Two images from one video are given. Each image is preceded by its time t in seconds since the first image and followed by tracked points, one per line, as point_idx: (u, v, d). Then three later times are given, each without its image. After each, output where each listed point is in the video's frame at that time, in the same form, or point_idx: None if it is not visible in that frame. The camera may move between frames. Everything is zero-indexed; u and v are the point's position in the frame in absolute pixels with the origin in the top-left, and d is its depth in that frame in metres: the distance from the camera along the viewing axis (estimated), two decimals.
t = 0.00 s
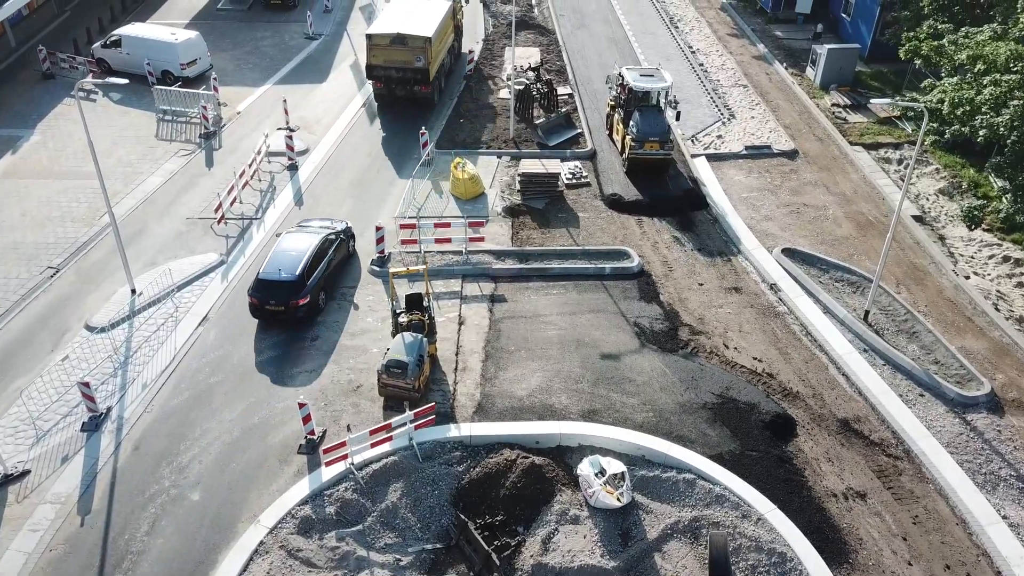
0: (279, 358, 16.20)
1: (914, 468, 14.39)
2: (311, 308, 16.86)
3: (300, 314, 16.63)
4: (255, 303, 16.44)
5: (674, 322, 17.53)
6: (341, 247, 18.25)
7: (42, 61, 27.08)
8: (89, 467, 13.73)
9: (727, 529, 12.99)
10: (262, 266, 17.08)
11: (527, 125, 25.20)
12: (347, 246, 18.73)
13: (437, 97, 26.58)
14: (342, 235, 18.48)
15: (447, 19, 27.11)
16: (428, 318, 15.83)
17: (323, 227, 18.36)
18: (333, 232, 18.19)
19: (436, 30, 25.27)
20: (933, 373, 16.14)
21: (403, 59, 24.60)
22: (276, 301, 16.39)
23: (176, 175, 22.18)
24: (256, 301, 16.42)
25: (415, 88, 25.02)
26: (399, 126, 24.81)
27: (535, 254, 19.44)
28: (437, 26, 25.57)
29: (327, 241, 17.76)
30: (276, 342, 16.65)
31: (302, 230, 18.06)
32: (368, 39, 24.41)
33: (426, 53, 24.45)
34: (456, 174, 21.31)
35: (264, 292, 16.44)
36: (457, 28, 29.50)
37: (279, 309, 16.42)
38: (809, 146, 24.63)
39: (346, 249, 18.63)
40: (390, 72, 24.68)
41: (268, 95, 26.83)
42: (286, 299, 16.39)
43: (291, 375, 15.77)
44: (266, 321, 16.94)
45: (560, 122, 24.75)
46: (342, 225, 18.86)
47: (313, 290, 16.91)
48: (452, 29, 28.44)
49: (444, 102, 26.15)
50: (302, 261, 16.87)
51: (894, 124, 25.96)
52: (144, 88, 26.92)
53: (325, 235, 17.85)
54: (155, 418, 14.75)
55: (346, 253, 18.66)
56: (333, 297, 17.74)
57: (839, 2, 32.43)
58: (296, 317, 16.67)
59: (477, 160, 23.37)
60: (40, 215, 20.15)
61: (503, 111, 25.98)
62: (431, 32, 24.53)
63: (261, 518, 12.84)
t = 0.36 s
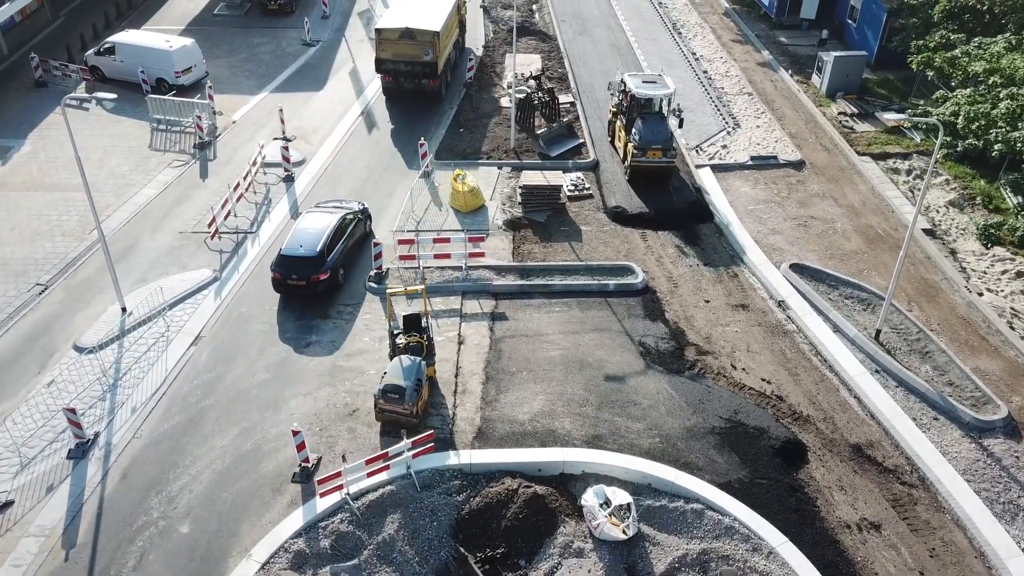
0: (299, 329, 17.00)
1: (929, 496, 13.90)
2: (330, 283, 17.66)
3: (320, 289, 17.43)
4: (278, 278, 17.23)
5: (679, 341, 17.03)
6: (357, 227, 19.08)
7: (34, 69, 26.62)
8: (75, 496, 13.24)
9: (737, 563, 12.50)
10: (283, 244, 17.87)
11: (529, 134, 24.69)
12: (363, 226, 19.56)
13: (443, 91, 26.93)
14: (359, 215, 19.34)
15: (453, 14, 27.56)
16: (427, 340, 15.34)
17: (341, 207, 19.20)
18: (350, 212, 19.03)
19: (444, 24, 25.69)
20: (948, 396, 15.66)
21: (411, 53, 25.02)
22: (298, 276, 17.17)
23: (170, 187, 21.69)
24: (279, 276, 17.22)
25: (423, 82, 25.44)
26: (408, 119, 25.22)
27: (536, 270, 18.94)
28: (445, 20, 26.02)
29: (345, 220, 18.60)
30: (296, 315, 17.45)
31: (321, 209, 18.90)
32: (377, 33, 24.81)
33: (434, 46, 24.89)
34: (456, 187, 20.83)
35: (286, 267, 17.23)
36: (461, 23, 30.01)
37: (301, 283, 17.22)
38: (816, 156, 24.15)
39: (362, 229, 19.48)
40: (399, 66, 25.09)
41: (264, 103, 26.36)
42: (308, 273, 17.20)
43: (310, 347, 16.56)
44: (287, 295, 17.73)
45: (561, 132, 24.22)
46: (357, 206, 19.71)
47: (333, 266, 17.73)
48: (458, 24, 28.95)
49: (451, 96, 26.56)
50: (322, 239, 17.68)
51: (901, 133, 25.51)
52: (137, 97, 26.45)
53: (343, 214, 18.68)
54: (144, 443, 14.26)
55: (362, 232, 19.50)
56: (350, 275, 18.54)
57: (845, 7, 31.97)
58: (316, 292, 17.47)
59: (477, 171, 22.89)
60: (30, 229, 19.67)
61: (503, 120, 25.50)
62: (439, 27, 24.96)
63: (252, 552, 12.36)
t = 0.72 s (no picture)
0: (319, 305, 17.73)
1: (948, 528, 13.38)
2: (348, 262, 18.36)
3: (338, 267, 18.13)
4: (298, 256, 17.94)
5: (687, 361, 16.52)
6: (373, 208, 19.76)
7: (26, 76, 26.10)
8: (60, 528, 12.72)
9: None
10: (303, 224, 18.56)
11: (531, 144, 24.20)
12: (378, 208, 20.24)
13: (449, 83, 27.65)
14: (374, 197, 20.02)
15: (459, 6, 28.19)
16: (427, 363, 14.81)
17: (357, 189, 19.86)
18: (366, 193, 19.70)
19: (451, 18, 26.33)
20: (965, 420, 15.16)
21: (419, 46, 25.71)
22: (317, 254, 17.88)
23: (163, 199, 21.18)
24: (299, 255, 17.93)
25: (430, 74, 26.15)
26: (416, 110, 25.92)
27: (538, 286, 18.39)
28: (451, 14, 26.67)
29: (362, 201, 19.27)
30: (315, 292, 18.17)
31: (339, 191, 19.58)
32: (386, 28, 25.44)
33: (442, 40, 25.56)
34: (456, 200, 20.33)
35: (306, 246, 17.94)
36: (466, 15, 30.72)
37: (320, 262, 17.93)
38: (823, 166, 23.66)
39: (377, 210, 20.16)
40: (407, 59, 25.78)
41: (260, 111, 25.86)
42: (327, 252, 17.90)
43: (329, 321, 17.30)
44: (306, 274, 18.43)
45: (564, 141, 23.70)
46: (373, 188, 20.39)
47: (351, 245, 18.42)
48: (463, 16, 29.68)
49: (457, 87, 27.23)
50: (341, 219, 18.36)
51: (910, 142, 25.03)
52: (131, 104, 25.94)
53: (359, 195, 19.34)
54: (133, 471, 13.74)
55: (377, 214, 20.18)
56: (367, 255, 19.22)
57: (851, 13, 31.48)
58: (334, 270, 18.18)
59: (477, 181, 22.39)
60: (18, 243, 19.14)
61: (505, 129, 25.00)
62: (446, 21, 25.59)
63: None
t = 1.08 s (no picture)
0: (336, 284, 18.33)
1: (969, 562, 12.85)
2: (364, 243, 18.97)
3: (355, 248, 18.74)
4: (316, 237, 18.55)
5: (695, 382, 15.98)
6: (387, 193, 20.38)
7: (18, 83, 25.57)
8: (43, 564, 12.19)
9: None
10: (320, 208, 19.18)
11: (533, 155, 23.64)
12: (392, 193, 20.87)
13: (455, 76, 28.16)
14: (388, 182, 20.64)
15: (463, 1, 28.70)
16: (426, 388, 14.27)
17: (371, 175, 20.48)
18: (381, 178, 20.33)
19: (456, 12, 26.85)
20: (984, 446, 14.64)
21: (426, 39, 26.21)
22: (335, 236, 18.50)
23: (156, 211, 20.64)
24: (317, 235, 18.54)
25: (437, 67, 26.65)
26: (423, 102, 26.36)
27: (541, 303, 17.82)
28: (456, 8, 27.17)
29: (377, 186, 19.91)
30: (333, 272, 18.78)
31: (353, 175, 20.23)
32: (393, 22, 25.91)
33: (448, 33, 26.05)
34: (456, 213, 19.80)
35: (324, 227, 18.55)
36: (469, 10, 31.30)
37: (338, 242, 18.55)
38: (832, 177, 23.12)
39: (391, 195, 20.80)
40: (414, 52, 26.29)
41: (256, 120, 25.34)
42: (344, 233, 18.51)
43: (347, 298, 17.90)
44: (324, 255, 19.02)
45: (567, 151, 23.15)
46: (386, 174, 21.04)
47: (367, 227, 19.03)
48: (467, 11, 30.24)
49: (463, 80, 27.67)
50: (357, 201, 18.98)
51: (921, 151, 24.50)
52: (125, 112, 25.41)
53: (374, 180, 19.97)
54: (120, 501, 13.21)
55: (391, 199, 20.81)
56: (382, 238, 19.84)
57: (858, 18, 30.92)
58: (351, 251, 18.79)
59: (478, 193, 21.86)
60: (7, 258, 18.61)
61: (506, 138, 24.47)
62: (452, 14, 26.09)
63: None
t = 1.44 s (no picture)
0: (353, 267, 18.85)
1: None
2: (379, 228, 19.48)
3: (370, 232, 19.26)
4: (331, 222, 19.08)
5: (704, 406, 15.42)
6: (399, 179, 20.95)
7: (8, 91, 25.03)
8: None
9: None
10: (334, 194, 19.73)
11: (535, 166, 23.07)
12: (403, 180, 21.42)
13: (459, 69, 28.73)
14: (399, 169, 21.20)
15: None
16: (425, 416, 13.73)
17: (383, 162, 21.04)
18: (392, 165, 20.89)
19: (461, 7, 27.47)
20: (1006, 474, 14.10)
21: (432, 33, 26.77)
22: (350, 220, 19.04)
23: (149, 225, 20.08)
24: (332, 220, 19.07)
25: (442, 61, 27.23)
26: (429, 94, 26.92)
27: (544, 321, 17.25)
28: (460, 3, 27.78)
29: (389, 172, 20.46)
30: (349, 256, 19.30)
31: (366, 162, 20.79)
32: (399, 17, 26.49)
33: (453, 27, 26.65)
34: (457, 226, 19.26)
35: (339, 212, 19.09)
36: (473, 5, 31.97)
37: (353, 226, 19.07)
38: (842, 188, 22.57)
39: (402, 182, 21.37)
40: (420, 46, 26.85)
41: (252, 129, 24.80)
42: (359, 218, 19.04)
43: (364, 280, 18.42)
44: (340, 240, 19.53)
45: (571, 162, 22.63)
46: (397, 161, 21.61)
47: (381, 212, 19.56)
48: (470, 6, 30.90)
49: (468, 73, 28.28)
50: (371, 186, 19.52)
51: (932, 161, 23.96)
52: (118, 121, 24.87)
53: (386, 167, 20.54)
54: (105, 535, 12.65)
55: (402, 186, 21.38)
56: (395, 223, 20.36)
57: (866, 23, 30.37)
58: (366, 235, 19.31)
59: (480, 206, 21.31)
60: None
61: (508, 147, 23.93)
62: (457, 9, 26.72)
63: None
